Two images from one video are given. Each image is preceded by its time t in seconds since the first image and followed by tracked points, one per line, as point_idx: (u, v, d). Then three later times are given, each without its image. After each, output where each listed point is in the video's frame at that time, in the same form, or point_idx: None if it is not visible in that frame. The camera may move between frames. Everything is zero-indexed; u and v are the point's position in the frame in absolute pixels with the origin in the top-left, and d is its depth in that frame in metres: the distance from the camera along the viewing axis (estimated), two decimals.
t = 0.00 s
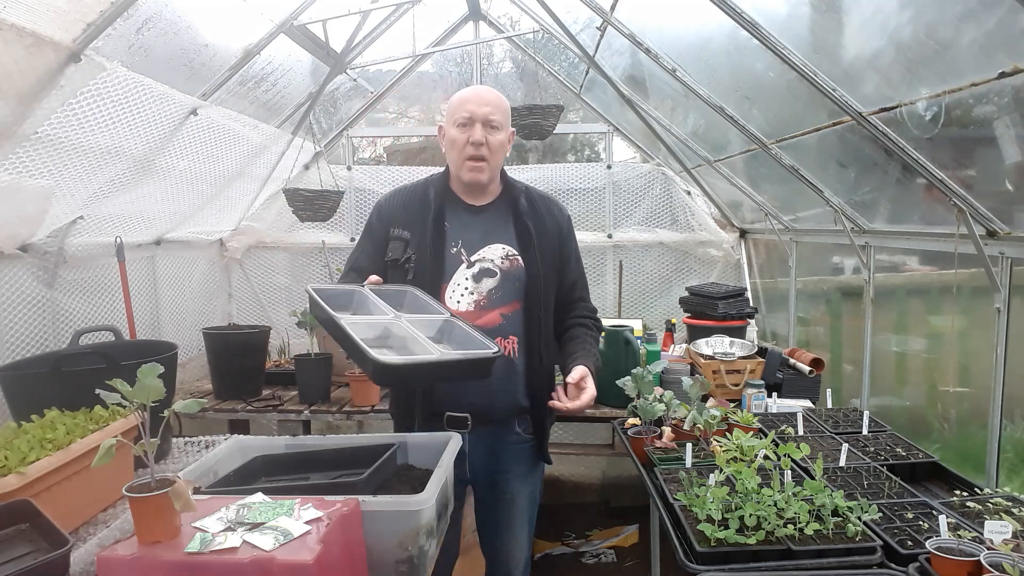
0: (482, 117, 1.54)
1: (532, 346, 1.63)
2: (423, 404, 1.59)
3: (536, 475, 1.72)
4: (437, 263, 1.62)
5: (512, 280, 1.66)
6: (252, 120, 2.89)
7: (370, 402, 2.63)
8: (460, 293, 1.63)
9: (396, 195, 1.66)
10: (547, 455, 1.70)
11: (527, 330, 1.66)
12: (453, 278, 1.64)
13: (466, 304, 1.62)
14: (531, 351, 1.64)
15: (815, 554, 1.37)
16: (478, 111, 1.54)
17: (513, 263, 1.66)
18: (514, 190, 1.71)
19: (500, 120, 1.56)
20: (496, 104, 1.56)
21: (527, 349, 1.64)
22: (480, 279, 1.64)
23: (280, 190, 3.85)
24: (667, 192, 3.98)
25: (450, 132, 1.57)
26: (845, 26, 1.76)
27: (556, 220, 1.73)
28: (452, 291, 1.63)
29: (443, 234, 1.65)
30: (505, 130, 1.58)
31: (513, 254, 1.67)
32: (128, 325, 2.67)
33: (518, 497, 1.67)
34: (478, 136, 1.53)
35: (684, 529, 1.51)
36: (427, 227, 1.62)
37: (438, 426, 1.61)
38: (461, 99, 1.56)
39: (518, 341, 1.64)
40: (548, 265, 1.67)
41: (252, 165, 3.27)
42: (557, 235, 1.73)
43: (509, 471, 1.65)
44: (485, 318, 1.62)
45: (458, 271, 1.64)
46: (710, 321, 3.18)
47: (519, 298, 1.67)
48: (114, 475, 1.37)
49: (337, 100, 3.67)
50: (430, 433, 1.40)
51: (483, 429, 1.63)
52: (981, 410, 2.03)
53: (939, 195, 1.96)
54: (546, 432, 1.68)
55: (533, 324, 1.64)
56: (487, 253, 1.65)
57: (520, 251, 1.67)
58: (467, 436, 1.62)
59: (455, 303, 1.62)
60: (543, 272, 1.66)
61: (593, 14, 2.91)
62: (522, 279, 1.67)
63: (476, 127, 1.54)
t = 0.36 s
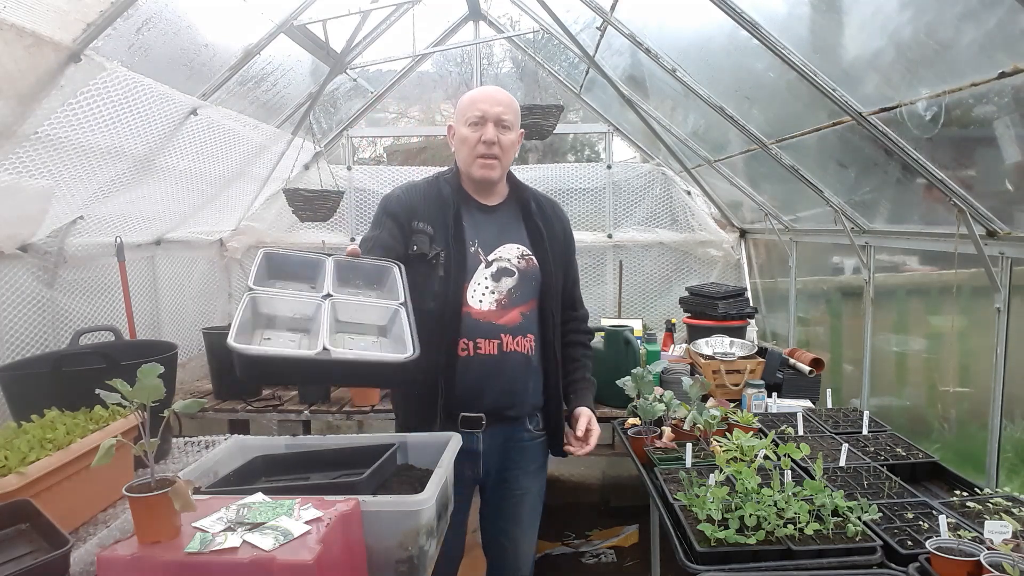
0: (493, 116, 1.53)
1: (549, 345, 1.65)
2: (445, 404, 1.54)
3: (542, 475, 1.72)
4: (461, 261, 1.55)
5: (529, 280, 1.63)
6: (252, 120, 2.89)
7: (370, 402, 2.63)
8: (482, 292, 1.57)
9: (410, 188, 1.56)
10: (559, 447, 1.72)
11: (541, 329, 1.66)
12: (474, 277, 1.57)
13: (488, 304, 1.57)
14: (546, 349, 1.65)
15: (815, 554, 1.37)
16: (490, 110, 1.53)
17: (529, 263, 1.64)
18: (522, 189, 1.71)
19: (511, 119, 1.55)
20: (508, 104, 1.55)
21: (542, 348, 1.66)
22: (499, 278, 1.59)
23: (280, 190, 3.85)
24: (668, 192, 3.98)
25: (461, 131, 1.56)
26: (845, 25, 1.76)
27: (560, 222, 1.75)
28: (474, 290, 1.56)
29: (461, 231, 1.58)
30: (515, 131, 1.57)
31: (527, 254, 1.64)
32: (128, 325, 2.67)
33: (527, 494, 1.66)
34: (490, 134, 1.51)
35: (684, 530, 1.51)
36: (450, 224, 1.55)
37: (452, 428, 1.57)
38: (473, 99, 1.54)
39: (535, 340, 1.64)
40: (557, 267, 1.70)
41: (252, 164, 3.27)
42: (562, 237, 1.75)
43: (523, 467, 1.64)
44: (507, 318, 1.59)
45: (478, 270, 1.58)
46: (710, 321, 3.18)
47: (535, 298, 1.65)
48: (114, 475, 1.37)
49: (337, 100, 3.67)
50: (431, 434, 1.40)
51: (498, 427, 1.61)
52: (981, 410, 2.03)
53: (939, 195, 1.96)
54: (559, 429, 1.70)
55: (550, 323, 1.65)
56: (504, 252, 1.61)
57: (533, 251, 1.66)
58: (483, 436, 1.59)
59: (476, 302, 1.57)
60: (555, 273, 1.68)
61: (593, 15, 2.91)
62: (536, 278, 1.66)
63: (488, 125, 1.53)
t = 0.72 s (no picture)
0: (496, 114, 1.53)
1: (553, 344, 1.67)
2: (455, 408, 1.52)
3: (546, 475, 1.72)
4: (470, 262, 1.54)
5: (535, 279, 1.64)
6: (252, 120, 2.89)
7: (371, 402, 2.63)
8: (491, 292, 1.56)
9: (418, 189, 1.53)
10: (564, 444, 1.73)
11: (547, 328, 1.67)
12: (483, 277, 1.56)
13: (498, 305, 1.57)
14: (551, 348, 1.67)
15: (815, 554, 1.37)
16: (493, 109, 1.53)
17: (534, 262, 1.64)
18: (522, 188, 1.71)
19: (513, 118, 1.56)
20: (510, 103, 1.56)
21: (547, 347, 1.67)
22: (507, 278, 1.59)
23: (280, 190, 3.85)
24: (668, 192, 3.98)
25: (464, 130, 1.55)
26: (845, 25, 1.76)
27: (561, 221, 1.77)
28: (483, 291, 1.55)
29: (469, 232, 1.57)
30: (517, 130, 1.57)
31: (531, 254, 1.65)
32: (128, 325, 2.67)
33: (532, 491, 1.67)
34: (493, 132, 1.51)
35: (684, 530, 1.51)
36: (458, 225, 1.54)
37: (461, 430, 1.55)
38: (475, 98, 1.55)
39: (541, 340, 1.65)
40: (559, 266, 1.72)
41: (252, 164, 3.27)
42: (562, 236, 1.76)
43: (529, 465, 1.65)
44: (515, 318, 1.59)
45: (486, 271, 1.56)
46: (710, 321, 3.18)
47: (541, 297, 1.66)
48: (114, 475, 1.37)
49: (337, 100, 3.67)
50: (430, 434, 1.40)
51: (504, 427, 1.61)
52: (981, 410, 2.03)
53: (939, 195, 1.96)
54: (563, 427, 1.72)
55: (554, 322, 1.66)
56: (510, 252, 1.61)
57: (537, 250, 1.67)
58: (490, 436, 1.59)
59: (486, 303, 1.55)
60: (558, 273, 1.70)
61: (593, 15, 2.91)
62: (541, 278, 1.66)
63: (491, 124, 1.53)
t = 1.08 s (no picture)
0: (495, 114, 1.53)
1: (555, 343, 1.67)
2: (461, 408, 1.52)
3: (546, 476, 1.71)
4: (472, 262, 1.54)
5: (536, 279, 1.64)
6: (252, 120, 2.89)
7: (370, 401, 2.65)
8: (492, 293, 1.56)
9: (420, 189, 1.53)
10: (566, 443, 1.73)
11: (548, 328, 1.67)
12: (485, 278, 1.56)
13: (499, 305, 1.57)
14: (552, 348, 1.67)
15: (815, 554, 1.37)
16: (493, 108, 1.53)
17: (535, 262, 1.64)
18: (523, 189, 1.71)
19: (512, 117, 1.56)
20: (509, 102, 1.56)
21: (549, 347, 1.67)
22: (508, 278, 1.59)
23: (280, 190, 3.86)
24: (668, 192, 3.98)
25: (463, 130, 1.55)
26: (845, 25, 1.76)
27: (562, 220, 1.76)
28: (485, 291, 1.55)
29: (470, 232, 1.57)
30: (517, 128, 1.58)
31: (533, 253, 1.65)
32: (128, 325, 2.67)
33: (533, 491, 1.67)
34: (494, 132, 1.51)
35: (684, 530, 1.51)
36: (461, 225, 1.54)
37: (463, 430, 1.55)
38: (474, 97, 1.54)
39: (542, 340, 1.66)
40: (561, 265, 1.72)
41: (252, 165, 3.27)
42: (564, 236, 1.76)
43: (530, 465, 1.65)
44: (517, 318, 1.59)
45: (488, 271, 1.57)
46: (710, 321, 3.18)
47: (543, 297, 1.66)
48: (114, 475, 1.37)
49: (337, 100, 3.67)
50: (431, 434, 1.40)
51: (506, 427, 1.61)
52: (981, 410, 2.03)
53: (938, 195, 1.96)
54: (565, 426, 1.72)
55: (556, 322, 1.67)
56: (511, 252, 1.61)
57: (538, 250, 1.67)
58: (492, 436, 1.59)
59: (488, 303, 1.55)
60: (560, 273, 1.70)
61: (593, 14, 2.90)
62: (543, 278, 1.66)
63: (491, 123, 1.53)
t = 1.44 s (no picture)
0: (495, 115, 1.53)
1: (553, 344, 1.67)
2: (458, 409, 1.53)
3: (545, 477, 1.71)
4: (468, 262, 1.53)
5: (534, 279, 1.63)
6: (252, 120, 2.89)
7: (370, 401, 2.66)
8: (489, 293, 1.56)
9: (417, 190, 1.54)
10: (564, 443, 1.73)
11: (546, 329, 1.67)
12: (482, 278, 1.56)
13: (497, 305, 1.56)
14: (551, 348, 1.67)
15: (815, 554, 1.37)
16: (492, 109, 1.53)
17: (533, 262, 1.64)
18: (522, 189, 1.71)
19: (511, 117, 1.56)
20: (508, 102, 1.56)
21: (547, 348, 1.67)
22: (506, 278, 1.59)
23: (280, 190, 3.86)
24: (668, 191, 3.98)
25: (463, 131, 1.55)
26: (845, 25, 1.76)
27: (562, 220, 1.76)
28: (482, 291, 1.55)
29: (468, 232, 1.57)
30: (516, 129, 1.58)
31: (531, 254, 1.65)
32: (128, 325, 2.67)
33: (533, 491, 1.67)
34: (494, 133, 1.52)
35: (684, 530, 1.51)
36: (458, 225, 1.55)
37: (461, 429, 1.55)
38: (473, 98, 1.54)
39: (540, 340, 1.65)
40: (559, 265, 1.71)
41: (252, 164, 3.27)
42: (563, 236, 1.75)
43: (529, 465, 1.65)
44: (515, 318, 1.59)
45: (485, 271, 1.56)
46: (710, 321, 3.18)
47: (541, 297, 1.66)
48: (114, 475, 1.37)
49: (337, 100, 3.67)
50: (431, 434, 1.40)
51: (505, 426, 1.61)
52: (981, 410, 2.03)
53: (938, 195, 1.96)
54: (563, 426, 1.72)
55: (554, 323, 1.66)
56: (509, 252, 1.61)
57: (536, 250, 1.67)
58: (490, 435, 1.59)
59: (485, 304, 1.55)
60: (558, 272, 1.70)
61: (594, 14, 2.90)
62: (541, 278, 1.66)
63: (490, 124, 1.53)
